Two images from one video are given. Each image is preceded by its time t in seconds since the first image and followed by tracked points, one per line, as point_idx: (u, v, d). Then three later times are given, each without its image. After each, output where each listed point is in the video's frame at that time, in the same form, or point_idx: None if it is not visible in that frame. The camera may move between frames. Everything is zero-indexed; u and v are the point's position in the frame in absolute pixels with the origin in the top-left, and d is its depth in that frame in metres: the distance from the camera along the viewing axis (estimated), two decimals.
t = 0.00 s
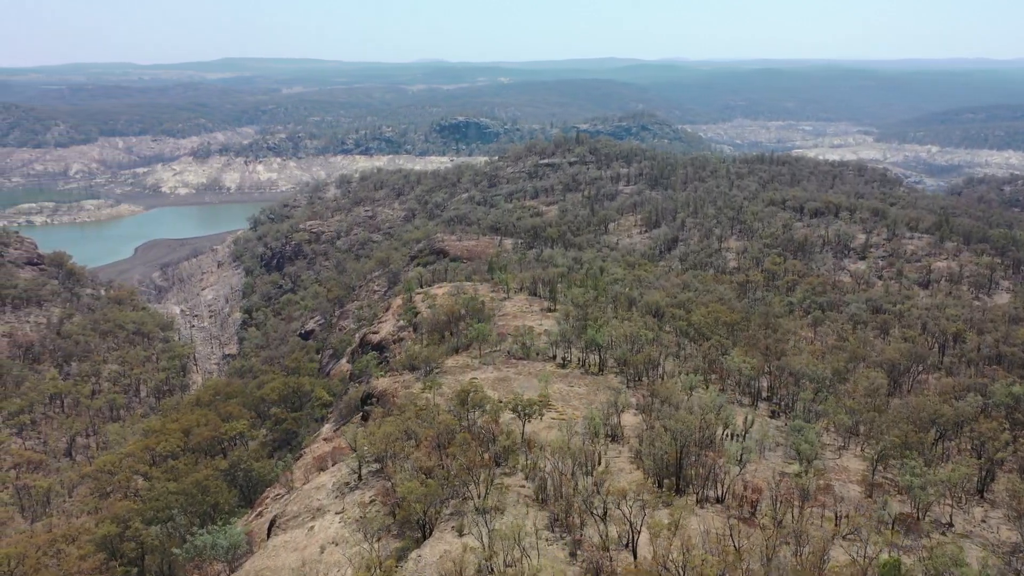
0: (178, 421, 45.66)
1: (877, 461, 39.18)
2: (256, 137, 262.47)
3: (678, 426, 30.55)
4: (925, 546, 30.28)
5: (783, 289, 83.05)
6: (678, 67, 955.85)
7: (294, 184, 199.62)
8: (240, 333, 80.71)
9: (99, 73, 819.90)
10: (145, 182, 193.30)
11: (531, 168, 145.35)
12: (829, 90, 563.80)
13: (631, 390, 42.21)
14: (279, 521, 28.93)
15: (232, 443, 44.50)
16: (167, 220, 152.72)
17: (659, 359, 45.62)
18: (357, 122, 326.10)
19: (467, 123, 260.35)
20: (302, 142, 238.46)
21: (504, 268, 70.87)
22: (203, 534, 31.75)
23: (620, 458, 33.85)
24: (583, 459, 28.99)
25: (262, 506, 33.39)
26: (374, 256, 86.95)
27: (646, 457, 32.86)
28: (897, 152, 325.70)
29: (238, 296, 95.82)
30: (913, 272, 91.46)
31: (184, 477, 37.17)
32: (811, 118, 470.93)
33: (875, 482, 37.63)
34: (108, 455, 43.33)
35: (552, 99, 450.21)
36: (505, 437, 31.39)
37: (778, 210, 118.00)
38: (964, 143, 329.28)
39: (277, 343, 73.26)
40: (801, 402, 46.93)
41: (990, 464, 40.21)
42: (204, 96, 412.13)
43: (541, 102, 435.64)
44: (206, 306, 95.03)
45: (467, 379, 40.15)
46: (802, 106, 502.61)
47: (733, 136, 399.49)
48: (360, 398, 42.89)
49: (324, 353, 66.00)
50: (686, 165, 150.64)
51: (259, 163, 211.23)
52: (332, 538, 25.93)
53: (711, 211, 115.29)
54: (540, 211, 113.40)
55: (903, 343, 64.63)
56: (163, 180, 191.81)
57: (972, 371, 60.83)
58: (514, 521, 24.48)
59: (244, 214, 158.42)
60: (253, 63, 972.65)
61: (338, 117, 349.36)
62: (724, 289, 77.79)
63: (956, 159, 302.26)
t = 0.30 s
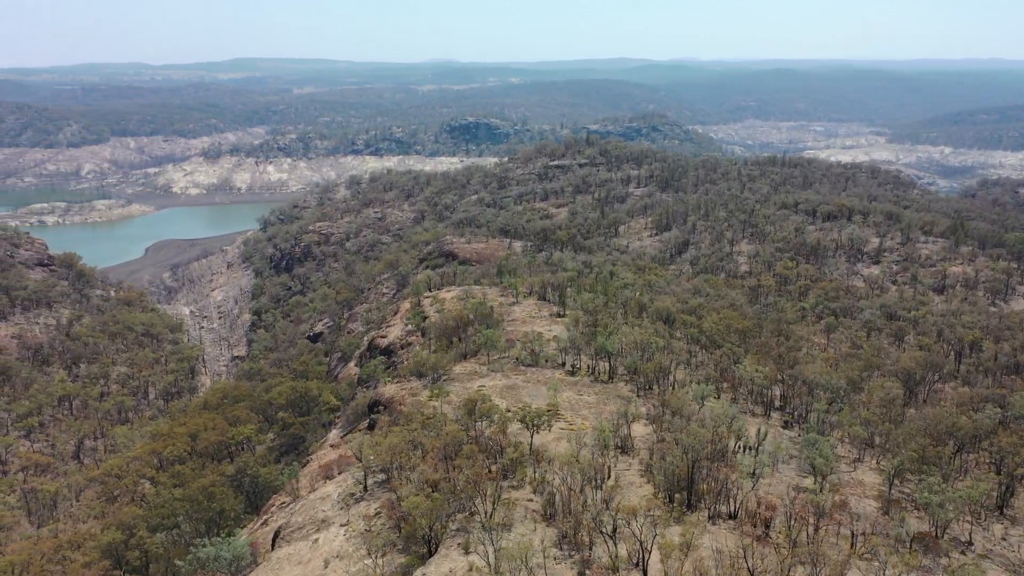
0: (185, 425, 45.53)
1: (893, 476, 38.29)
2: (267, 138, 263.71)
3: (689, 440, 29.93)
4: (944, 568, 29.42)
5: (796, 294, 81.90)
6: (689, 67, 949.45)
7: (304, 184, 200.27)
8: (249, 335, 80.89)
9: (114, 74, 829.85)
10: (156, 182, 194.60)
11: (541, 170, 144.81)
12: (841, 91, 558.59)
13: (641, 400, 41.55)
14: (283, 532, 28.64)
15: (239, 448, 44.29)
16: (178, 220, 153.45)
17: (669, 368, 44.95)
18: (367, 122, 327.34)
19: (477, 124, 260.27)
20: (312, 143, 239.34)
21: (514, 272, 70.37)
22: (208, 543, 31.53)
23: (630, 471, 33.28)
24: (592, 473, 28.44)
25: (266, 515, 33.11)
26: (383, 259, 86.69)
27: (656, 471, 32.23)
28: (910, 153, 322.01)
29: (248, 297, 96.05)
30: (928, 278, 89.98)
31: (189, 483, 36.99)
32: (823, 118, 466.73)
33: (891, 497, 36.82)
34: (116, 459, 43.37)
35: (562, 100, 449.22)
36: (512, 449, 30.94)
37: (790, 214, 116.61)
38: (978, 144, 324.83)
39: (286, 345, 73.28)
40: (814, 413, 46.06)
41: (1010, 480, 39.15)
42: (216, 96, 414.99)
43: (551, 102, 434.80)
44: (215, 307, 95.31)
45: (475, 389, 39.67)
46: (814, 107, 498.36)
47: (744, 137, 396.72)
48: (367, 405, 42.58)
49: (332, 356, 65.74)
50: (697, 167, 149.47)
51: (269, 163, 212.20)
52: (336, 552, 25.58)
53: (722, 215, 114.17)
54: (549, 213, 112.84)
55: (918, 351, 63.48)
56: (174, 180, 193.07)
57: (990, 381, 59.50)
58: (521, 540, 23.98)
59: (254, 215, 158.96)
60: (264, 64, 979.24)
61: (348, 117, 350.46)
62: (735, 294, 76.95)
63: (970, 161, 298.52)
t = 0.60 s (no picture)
0: (193, 428, 45.42)
1: (910, 492, 37.35)
2: (277, 138, 264.89)
3: (701, 455, 29.24)
4: None
5: (808, 299, 80.73)
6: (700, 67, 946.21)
7: (313, 185, 200.90)
8: (258, 336, 80.94)
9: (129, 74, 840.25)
10: (168, 182, 195.94)
11: (551, 171, 144.17)
12: (854, 91, 553.30)
13: (651, 410, 40.82)
14: (287, 543, 28.31)
15: (246, 452, 44.05)
16: (189, 221, 154.30)
17: (680, 377, 44.17)
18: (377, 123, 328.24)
19: (487, 125, 260.01)
20: (322, 143, 240.21)
21: (523, 276, 69.80)
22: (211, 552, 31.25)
23: (639, 484, 32.66)
24: (600, 487, 27.84)
25: (271, 523, 32.81)
26: (391, 261, 86.40)
27: (666, 485, 31.59)
28: (923, 154, 318.26)
29: (257, 298, 96.25)
30: (943, 283, 88.45)
31: (194, 488, 36.78)
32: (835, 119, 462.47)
33: (907, 513, 35.89)
34: (123, 462, 43.34)
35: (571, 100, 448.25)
36: (520, 461, 30.39)
37: (803, 217, 115.15)
38: (993, 145, 320.32)
39: (294, 347, 73.19)
40: (828, 424, 45.10)
41: None
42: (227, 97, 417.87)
43: (561, 103, 433.99)
44: (225, 308, 95.60)
45: (483, 398, 39.16)
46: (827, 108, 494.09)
47: (755, 138, 393.83)
48: (374, 411, 42.17)
49: (340, 359, 65.45)
50: (708, 169, 148.16)
51: (279, 164, 213.12)
52: (340, 566, 25.20)
53: (733, 218, 112.98)
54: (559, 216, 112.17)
55: (934, 359, 62.21)
56: (185, 180, 194.33)
57: (1009, 391, 58.13)
58: (528, 559, 23.42)
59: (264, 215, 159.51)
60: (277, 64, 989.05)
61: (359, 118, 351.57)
62: (747, 299, 75.94)
63: (984, 162, 294.69)
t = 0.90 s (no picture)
0: (201, 431, 45.32)
1: (927, 507, 36.41)
2: (288, 138, 266.18)
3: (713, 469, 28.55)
4: None
5: (821, 304, 79.59)
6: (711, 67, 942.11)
7: (323, 185, 201.57)
8: (267, 338, 81.11)
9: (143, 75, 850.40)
10: (179, 182, 197.38)
11: (561, 173, 143.53)
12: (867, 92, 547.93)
13: (662, 420, 40.13)
14: (292, 553, 27.98)
15: (253, 457, 43.86)
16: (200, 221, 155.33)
17: (692, 386, 43.41)
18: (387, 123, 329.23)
19: (497, 126, 259.66)
20: (332, 144, 241.16)
21: (532, 280, 69.26)
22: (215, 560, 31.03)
23: (650, 497, 32.05)
24: (610, 502, 27.25)
25: (276, 531, 32.50)
26: (400, 263, 86.18)
27: (677, 498, 30.95)
28: (936, 155, 314.74)
29: (266, 300, 96.52)
30: (959, 288, 86.92)
31: (201, 494, 36.62)
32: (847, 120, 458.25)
33: (925, 529, 34.98)
34: (131, 466, 43.37)
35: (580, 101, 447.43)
36: (529, 473, 29.86)
37: (816, 220, 113.78)
38: (1007, 146, 316.03)
39: (303, 350, 73.13)
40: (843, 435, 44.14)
41: None
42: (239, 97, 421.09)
43: (570, 103, 433.16)
44: (235, 309, 95.96)
45: (491, 407, 38.68)
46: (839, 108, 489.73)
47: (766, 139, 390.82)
48: (381, 417, 41.81)
49: (348, 362, 65.24)
50: (719, 171, 146.90)
51: (290, 164, 214.12)
52: None
53: (744, 221, 111.81)
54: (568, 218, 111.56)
55: (951, 367, 60.93)
56: (196, 181, 195.62)
57: None
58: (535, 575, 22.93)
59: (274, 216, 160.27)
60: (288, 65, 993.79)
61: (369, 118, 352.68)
62: (759, 305, 74.95)
63: (998, 163, 290.83)
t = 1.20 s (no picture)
0: (209, 435, 45.33)
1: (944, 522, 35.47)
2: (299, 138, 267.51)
3: (724, 483, 27.89)
4: None
5: (834, 310, 78.51)
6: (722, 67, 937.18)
7: (333, 185, 202.16)
8: (276, 339, 81.29)
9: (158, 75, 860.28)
10: (190, 182, 198.78)
11: (571, 174, 142.91)
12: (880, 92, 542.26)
13: (672, 429, 39.50)
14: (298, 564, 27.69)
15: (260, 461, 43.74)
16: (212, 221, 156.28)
17: (703, 394, 42.70)
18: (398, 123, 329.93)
19: (507, 126, 259.21)
20: (342, 144, 242.04)
21: (541, 283, 68.70)
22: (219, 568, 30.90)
23: (660, 510, 31.45)
24: (620, 516, 26.68)
25: (282, 539, 32.25)
26: (409, 265, 86.01)
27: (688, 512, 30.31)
28: (950, 156, 310.81)
29: (275, 300, 96.73)
30: (975, 294, 85.38)
31: (207, 499, 36.55)
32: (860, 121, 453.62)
33: (942, 545, 34.12)
34: (138, 469, 43.47)
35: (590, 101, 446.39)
36: (538, 485, 29.31)
37: (829, 224, 112.34)
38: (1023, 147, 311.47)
39: (312, 351, 73.06)
40: (857, 446, 43.23)
41: None
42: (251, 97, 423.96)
43: (580, 104, 432.13)
44: (244, 309, 96.28)
45: (499, 415, 38.25)
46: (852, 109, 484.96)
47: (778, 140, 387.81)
48: (387, 423, 41.48)
49: (357, 365, 65.02)
50: (731, 173, 145.60)
51: (300, 165, 215.01)
52: None
53: (756, 224, 110.64)
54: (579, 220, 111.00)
55: (968, 375, 59.71)
56: (207, 181, 197.01)
57: None
58: None
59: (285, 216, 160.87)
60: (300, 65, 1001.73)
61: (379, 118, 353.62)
62: (772, 310, 73.96)
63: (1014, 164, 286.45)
